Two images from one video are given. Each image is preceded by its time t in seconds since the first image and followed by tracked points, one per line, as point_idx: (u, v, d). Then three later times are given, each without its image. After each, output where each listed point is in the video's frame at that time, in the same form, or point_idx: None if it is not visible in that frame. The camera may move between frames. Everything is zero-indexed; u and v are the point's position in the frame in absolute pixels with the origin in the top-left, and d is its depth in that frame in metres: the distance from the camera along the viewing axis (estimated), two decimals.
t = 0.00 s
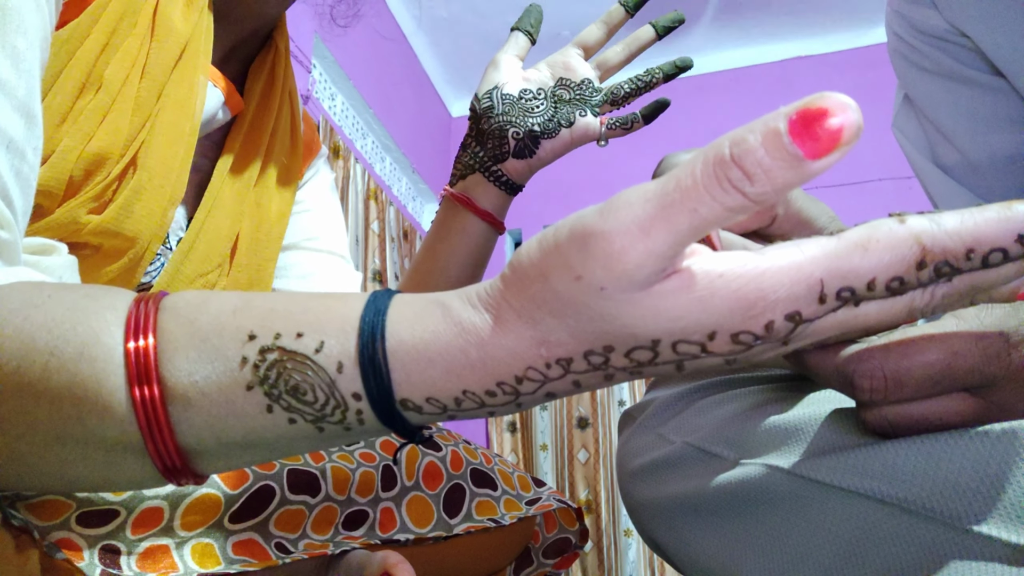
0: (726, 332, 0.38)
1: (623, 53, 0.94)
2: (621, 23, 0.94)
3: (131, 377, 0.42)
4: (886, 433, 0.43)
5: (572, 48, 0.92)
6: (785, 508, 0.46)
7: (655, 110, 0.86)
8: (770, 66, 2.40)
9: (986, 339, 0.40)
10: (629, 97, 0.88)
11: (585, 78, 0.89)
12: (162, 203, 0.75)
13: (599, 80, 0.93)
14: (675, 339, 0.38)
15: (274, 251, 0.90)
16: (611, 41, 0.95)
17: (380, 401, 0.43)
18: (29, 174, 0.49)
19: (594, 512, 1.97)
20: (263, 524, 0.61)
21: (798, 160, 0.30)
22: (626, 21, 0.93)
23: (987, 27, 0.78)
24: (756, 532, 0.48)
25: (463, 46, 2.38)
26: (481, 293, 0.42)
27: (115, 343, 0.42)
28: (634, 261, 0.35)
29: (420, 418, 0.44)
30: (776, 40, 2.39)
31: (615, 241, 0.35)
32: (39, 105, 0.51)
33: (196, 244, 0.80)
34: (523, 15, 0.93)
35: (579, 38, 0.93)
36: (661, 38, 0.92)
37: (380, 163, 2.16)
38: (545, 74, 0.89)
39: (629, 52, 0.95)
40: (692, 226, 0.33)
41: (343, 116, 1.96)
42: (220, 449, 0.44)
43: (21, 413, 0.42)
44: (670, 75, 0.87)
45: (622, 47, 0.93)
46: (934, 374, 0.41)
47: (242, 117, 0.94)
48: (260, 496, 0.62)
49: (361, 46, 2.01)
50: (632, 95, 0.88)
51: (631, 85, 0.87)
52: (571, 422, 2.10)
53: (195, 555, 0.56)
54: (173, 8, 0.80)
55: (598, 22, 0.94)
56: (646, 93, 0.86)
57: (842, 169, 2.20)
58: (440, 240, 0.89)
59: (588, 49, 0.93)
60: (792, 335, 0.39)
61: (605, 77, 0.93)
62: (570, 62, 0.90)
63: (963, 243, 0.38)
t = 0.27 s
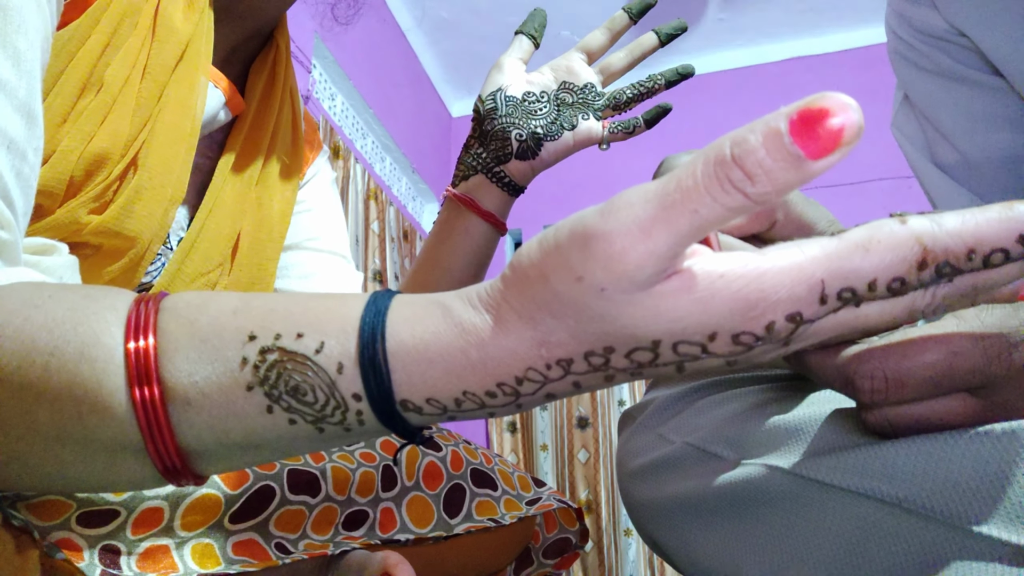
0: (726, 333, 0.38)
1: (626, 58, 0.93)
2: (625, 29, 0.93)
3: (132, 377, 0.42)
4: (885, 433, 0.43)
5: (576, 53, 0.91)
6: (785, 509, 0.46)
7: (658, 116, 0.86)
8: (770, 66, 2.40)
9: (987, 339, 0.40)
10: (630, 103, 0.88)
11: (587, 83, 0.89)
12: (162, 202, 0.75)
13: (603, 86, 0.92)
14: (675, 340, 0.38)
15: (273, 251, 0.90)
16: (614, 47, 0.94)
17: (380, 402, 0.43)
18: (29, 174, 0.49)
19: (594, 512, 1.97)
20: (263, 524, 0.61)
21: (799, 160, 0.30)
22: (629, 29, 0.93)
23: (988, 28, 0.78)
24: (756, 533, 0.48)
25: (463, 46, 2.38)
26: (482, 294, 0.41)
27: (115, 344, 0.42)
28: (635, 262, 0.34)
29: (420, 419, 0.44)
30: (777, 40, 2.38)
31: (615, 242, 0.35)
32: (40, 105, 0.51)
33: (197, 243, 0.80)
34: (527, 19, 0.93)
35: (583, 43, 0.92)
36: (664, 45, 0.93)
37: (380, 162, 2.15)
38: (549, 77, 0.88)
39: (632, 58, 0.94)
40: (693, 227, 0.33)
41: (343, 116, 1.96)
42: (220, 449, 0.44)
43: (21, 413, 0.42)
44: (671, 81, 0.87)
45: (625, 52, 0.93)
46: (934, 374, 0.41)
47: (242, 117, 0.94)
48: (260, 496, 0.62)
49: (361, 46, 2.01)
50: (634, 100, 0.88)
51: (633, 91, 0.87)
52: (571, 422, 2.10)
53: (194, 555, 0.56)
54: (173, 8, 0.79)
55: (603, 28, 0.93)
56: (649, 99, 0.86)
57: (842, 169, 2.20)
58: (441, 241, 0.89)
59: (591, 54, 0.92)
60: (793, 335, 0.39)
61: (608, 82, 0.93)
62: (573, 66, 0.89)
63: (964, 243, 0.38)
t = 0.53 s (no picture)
0: (727, 334, 0.38)
1: (630, 62, 0.94)
2: (630, 34, 0.94)
3: (133, 378, 0.42)
4: (886, 432, 0.43)
5: (580, 56, 0.92)
6: (786, 510, 0.46)
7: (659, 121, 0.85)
8: (771, 66, 2.40)
9: (988, 341, 0.40)
10: (632, 109, 0.86)
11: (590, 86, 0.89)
12: (163, 202, 0.75)
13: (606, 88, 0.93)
14: (676, 342, 0.38)
15: (274, 251, 0.90)
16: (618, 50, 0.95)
17: (381, 403, 0.43)
18: (30, 175, 0.49)
19: (594, 512, 1.98)
20: (263, 524, 0.61)
21: (801, 163, 0.30)
22: (632, 34, 0.93)
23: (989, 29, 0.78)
24: (757, 534, 0.48)
25: (463, 46, 2.38)
26: (483, 294, 0.41)
27: (116, 344, 0.42)
28: (636, 264, 0.35)
29: (421, 420, 0.44)
30: (777, 40, 2.38)
31: (617, 243, 0.35)
32: (41, 106, 0.51)
33: (197, 241, 0.80)
34: (531, 21, 0.93)
35: (586, 45, 0.93)
36: (668, 49, 0.92)
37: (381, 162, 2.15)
38: (552, 79, 0.89)
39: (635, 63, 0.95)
40: (694, 229, 0.33)
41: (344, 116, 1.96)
42: (221, 450, 0.44)
43: (22, 413, 0.42)
44: (674, 87, 0.87)
45: (630, 57, 0.93)
46: (935, 375, 0.41)
47: (242, 117, 0.94)
48: (260, 496, 0.62)
49: (361, 45, 2.01)
50: (637, 104, 0.85)
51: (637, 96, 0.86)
52: (571, 422, 2.10)
53: (195, 555, 0.56)
54: (174, 8, 0.79)
55: (607, 31, 0.94)
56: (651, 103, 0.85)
57: (842, 169, 2.20)
58: (442, 242, 0.89)
59: (594, 57, 0.93)
60: (794, 337, 0.39)
61: (611, 85, 0.93)
62: (577, 69, 0.90)
63: (965, 245, 0.38)
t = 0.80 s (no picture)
0: (727, 332, 0.38)
1: (628, 62, 0.94)
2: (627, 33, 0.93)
3: (132, 377, 0.42)
4: (886, 433, 0.43)
5: (578, 56, 0.92)
6: (786, 510, 0.46)
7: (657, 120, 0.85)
8: (770, 66, 2.39)
9: (988, 339, 0.40)
10: (631, 107, 0.86)
11: (588, 84, 0.89)
12: (162, 202, 0.75)
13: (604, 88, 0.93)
14: (676, 339, 0.38)
15: (273, 251, 0.89)
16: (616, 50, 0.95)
17: (381, 402, 0.43)
18: (29, 174, 0.49)
19: (594, 512, 1.97)
20: (263, 524, 0.61)
21: (800, 160, 0.30)
22: (630, 34, 0.93)
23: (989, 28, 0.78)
24: (757, 534, 0.48)
25: (463, 46, 2.38)
26: (482, 293, 0.41)
27: (115, 344, 0.42)
28: (635, 261, 0.35)
29: (421, 419, 0.44)
30: (777, 39, 2.38)
31: (616, 242, 0.35)
32: (40, 106, 0.50)
33: (195, 241, 0.80)
34: (529, 20, 0.93)
35: (585, 45, 0.93)
36: (666, 49, 0.92)
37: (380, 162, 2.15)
38: (550, 79, 0.89)
39: (633, 62, 0.95)
40: (693, 226, 0.33)
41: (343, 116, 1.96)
42: (221, 449, 0.44)
43: (21, 413, 0.42)
44: (672, 87, 0.86)
45: (627, 57, 0.93)
46: (935, 373, 0.41)
47: (241, 116, 0.94)
48: (260, 496, 0.62)
49: (360, 45, 2.01)
50: (634, 104, 0.85)
51: (635, 96, 0.85)
52: (571, 422, 2.10)
53: (194, 555, 0.56)
54: (171, 7, 0.79)
55: (605, 31, 0.94)
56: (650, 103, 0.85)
57: (842, 168, 2.19)
58: (441, 242, 0.89)
59: (592, 57, 0.93)
60: (793, 335, 0.39)
61: (609, 85, 0.93)
62: (575, 69, 0.90)
63: (964, 242, 0.38)
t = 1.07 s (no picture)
0: (727, 331, 0.38)
1: (629, 63, 0.94)
2: (628, 34, 0.93)
3: (132, 377, 0.42)
4: (886, 433, 0.43)
5: (579, 55, 0.92)
6: (787, 510, 0.46)
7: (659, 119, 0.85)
8: (770, 66, 2.39)
9: (989, 338, 0.40)
10: (632, 108, 0.85)
11: (589, 85, 0.89)
12: (162, 202, 0.75)
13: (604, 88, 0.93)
14: (676, 339, 0.38)
15: (273, 250, 0.89)
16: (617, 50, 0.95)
17: (381, 402, 0.43)
18: (29, 175, 0.49)
19: (594, 512, 1.97)
20: (263, 524, 0.61)
21: (801, 159, 0.30)
22: (631, 34, 0.93)
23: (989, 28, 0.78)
24: (757, 535, 0.48)
25: (463, 46, 2.38)
26: (482, 292, 0.41)
27: (115, 343, 0.42)
28: (635, 261, 0.34)
29: (421, 418, 0.44)
30: (777, 39, 2.38)
31: (616, 241, 0.34)
32: (40, 106, 0.50)
33: (195, 241, 0.80)
34: (530, 20, 0.93)
35: (586, 45, 0.93)
36: (667, 50, 0.92)
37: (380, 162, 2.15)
38: (552, 78, 0.89)
39: (634, 63, 0.95)
40: (694, 225, 0.33)
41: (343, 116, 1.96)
42: (221, 449, 0.44)
43: (21, 413, 0.42)
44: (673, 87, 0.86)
45: (628, 57, 0.93)
46: (934, 372, 0.41)
47: (241, 115, 0.93)
48: (260, 496, 0.62)
49: (361, 45, 2.01)
50: (635, 104, 0.85)
51: (636, 95, 0.85)
52: (571, 422, 2.10)
53: (194, 555, 0.56)
54: (171, 6, 0.79)
55: (606, 31, 0.94)
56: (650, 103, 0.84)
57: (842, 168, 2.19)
58: (441, 242, 0.90)
59: (594, 57, 0.93)
60: (794, 334, 0.39)
61: (609, 85, 0.93)
62: (576, 69, 0.90)
63: (965, 241, 0.38)
